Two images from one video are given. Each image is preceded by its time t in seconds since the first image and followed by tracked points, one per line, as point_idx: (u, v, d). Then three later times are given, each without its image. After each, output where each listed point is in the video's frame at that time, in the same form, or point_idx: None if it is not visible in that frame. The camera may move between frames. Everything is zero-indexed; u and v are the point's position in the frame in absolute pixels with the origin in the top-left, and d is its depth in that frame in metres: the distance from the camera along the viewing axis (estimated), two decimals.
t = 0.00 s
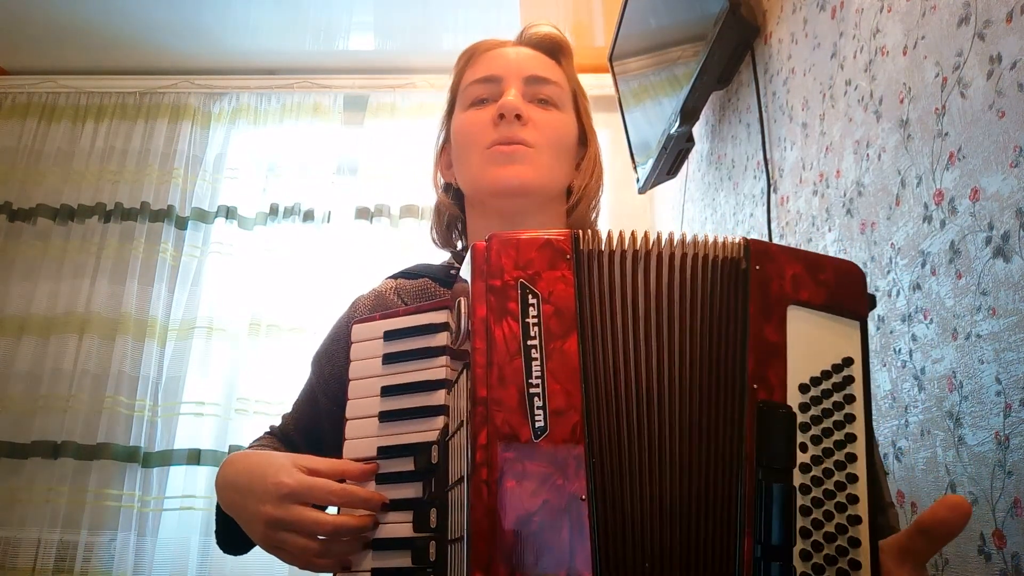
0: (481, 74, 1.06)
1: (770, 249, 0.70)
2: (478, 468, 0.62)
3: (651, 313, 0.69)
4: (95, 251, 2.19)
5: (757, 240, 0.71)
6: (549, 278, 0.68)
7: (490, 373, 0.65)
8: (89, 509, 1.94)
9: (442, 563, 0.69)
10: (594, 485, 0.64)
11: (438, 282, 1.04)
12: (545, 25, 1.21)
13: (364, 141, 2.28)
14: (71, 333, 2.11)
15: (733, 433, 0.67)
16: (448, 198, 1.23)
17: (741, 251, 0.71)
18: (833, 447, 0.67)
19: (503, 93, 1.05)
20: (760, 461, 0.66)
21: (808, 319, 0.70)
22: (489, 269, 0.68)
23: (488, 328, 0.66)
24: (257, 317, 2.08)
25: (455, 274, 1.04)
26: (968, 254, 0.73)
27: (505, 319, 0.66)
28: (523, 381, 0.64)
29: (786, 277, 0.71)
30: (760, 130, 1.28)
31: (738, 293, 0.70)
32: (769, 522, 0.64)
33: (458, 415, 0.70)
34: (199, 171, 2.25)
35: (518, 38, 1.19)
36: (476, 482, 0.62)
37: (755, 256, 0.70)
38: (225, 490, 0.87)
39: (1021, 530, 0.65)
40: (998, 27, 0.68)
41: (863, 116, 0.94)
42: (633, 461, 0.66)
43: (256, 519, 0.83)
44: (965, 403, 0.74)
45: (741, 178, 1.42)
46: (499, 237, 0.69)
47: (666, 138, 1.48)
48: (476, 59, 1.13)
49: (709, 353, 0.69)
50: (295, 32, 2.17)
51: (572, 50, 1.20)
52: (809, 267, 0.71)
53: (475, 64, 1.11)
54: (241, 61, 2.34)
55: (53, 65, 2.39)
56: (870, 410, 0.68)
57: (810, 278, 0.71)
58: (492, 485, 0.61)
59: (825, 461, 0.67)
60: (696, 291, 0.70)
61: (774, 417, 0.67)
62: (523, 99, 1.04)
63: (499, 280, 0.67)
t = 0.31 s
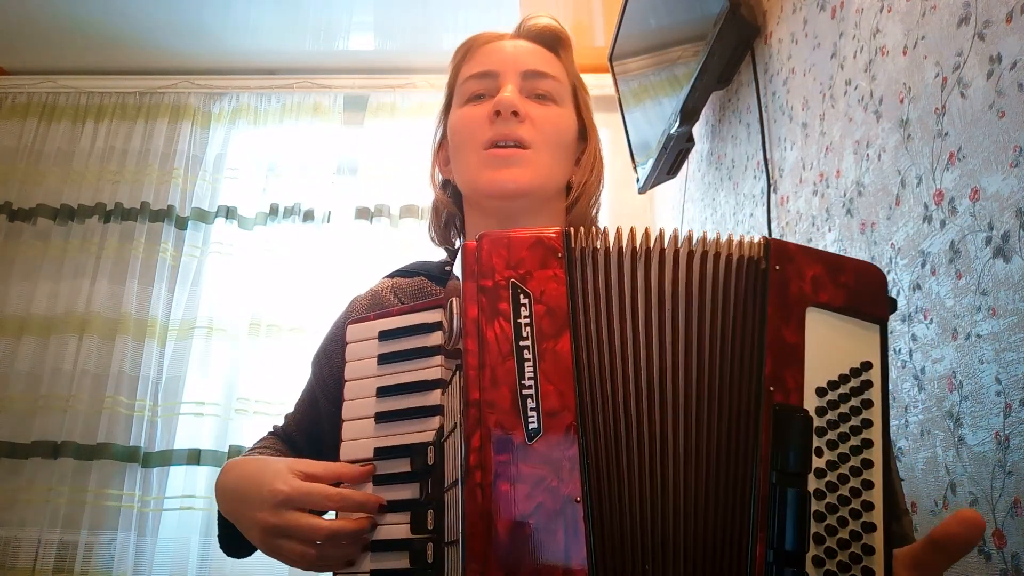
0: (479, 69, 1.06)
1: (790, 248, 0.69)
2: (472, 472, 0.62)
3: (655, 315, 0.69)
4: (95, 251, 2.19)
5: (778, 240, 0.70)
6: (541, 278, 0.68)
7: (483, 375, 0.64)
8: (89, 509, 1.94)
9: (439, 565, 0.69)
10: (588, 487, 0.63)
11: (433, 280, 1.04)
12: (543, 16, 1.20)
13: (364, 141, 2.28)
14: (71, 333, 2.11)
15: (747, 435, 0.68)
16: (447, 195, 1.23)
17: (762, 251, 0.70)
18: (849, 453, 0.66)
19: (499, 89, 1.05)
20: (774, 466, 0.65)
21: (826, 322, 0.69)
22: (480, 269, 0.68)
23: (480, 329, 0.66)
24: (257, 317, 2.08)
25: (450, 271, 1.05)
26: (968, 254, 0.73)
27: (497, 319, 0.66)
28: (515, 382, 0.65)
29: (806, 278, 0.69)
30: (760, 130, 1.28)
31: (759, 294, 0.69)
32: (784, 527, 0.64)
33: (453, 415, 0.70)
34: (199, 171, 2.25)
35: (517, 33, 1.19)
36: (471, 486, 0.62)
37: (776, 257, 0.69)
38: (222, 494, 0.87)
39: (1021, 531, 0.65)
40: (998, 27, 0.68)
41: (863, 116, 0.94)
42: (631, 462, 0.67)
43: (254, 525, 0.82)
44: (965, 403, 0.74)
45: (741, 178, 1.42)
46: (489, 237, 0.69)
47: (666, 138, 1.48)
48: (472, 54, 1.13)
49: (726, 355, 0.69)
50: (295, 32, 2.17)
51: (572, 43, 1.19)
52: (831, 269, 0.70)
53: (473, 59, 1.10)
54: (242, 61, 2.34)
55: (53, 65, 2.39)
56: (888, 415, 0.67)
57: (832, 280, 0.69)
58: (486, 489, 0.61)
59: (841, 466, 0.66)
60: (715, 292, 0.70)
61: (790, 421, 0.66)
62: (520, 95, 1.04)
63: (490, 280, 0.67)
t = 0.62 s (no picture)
0: (477, 70, 1.06)
1: (829, 258, 0.69)
2: (473, 473, 0.62)
3: (666, 317, 0.69)
4: (95, 251, 2.19)
5: (816, 247, 0.70)
6: (543, 275, 0.68)
7: (484, 374, 0.64)
8: (89, 509, 1.94)
9: (436, 564, 0.70)
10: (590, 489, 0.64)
11: (432, 276, 1.03)
12: (542, 14, 1.20)
13: (364, 141, 2.28)
14: (71, 333, 2.10)
15: (776, 445, 0.68)
16: (446, 195, 1.23)
17: (799, 256, 0.70)
18: (876, 468, 0.67)
19: (497, 90, 1.05)
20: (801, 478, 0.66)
21: (861, 335, 0.69)
22: (481, 265, 0.68)
23: (481, 327, 0.66)
24: (257, 317, 2.08)
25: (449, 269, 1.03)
26: (969, 254, 0.73)
27: (498, 318, 0.66)
28: (518, 382, 0.65)
29: (842, 288, 0.69)
30: (760, 130, 1.28)
31: (796, 301, 0.69)
32: (807, 539, 0.64)
33: (451, 413, 0.71)
34: (199, 171, 2.25)
35: (517, 30, 1.18)
36: (471, 488, 0.62)
37: (812, 263, 0.69)
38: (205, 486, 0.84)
39: (1021, 531, 0.65)
40: (998, 27, 0.68)
41: (863, 116, 0.94)
42: (638, 465, 0.67)
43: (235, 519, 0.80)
44: (964, 403, 0.74)
45: (741, 178, 1.42)
46: (490, 233, 0.69)
47: (666, 138, 1.48)
48: (471, 53, 1.13)
49: (753, 363, 0.69)
50: (295, 32, 2.17)
51: (571, 42, 1.19)
52: (869, 282, 0.70)
53: (472, 57, 1.10)
54: (241, 61, 2.34)
55: (53, 65, 2.39)
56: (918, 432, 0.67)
57: (869, 292, 0.69)
58: (487, 490, 0.61)
59: (868, 481, 0.67)
60: (752, 299, 0.69)
61: (818, 433, 0.66)
62: (518, 96, 1.04)
63: (492, 277, 0.67)
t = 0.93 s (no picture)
0: (480, 71, 1.06)
1: (848, 254, 0.68)
2: (472, 470, 0.62)
3: (668, 314, 0.69)
4: (95, 251, 2.19)
5: (836, 244, 0.69)
6: (541, 272, 0.68)
7: (482, 370, 0.64)
8: (89, 509, 1.94)
9: (438, 560, 0.69)
10: (589, 485, 0.64)
11: (433, 275, 1.03)
12: (547, 14, 1.20)
13: (364, 141, 2.28)
14: (71, 333, 2.10)
15: (793, 444, 0.67)
16: (450, 198, 1.23)
17: (818, 254, 0.69)
18: (892, 470, 0.67)
19: (501, 93, 1.05)
20: (815, 478, 0.66)
21: (879, 334, 0.69)
22: (479, 263, 0.67)
23: (479, 324, 0.66)
24: (257, 317, 2.09)
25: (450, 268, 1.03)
26: (968, 254, 0.73)
27: (496, 314, 0.66)
28: (516, 379, 0.64)
29: (862, 286, 0.69)
30: (760, 130, 1.28)
31: (814, 296, 0.69)
32: (820, 539, 0.65)
33: (451, 411, 0.70)
34: (199, 171, 2.26)
35: (520, 29, 1.18)
36: (470, 485, 0.62)
37: (832, 261, 0.68)
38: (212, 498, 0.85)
39: (1021, 531, 0.65)
40: (998, 27, 0.68)
41: (863, 116, 0.94)
42: (639, 462, 0.67)
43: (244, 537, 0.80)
44: (965, 404, 0.74)
45: (740, 178, 1.42)
46: (487, 229, 0.69)
47: (666, 138, 1.48)
48: (474, 54, 1.13)
49: (766, 361, 0.69)
50: (295, 32, 2.17)
51: (575, 41, 1.19)
52: (890, 282, 0.69)
53: (475, 59, 1.10)
54: (241, 61, 2.35)
55: (53, 65, 2.39)
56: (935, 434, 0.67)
57: (888, 292, 0.69)
58: (486, 487, 0.61)
59: (883, 483, 0.66)
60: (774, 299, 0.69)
61: (834, 431, 0.66)
62: (522, 98, 1.04)
63: (489, 274, 0.67)
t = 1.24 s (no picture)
0: (488, 73, 1.06)
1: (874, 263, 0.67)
2: (470, 467, 0.62)
3: (669, 313, 0.69)
4: (95, 251, 2.19)
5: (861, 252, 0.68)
6: (541, 271, 0.68)
7: (482, 370, 0.65)
8: (89, 509, 1.94)
9: (440, 557, 0.68)
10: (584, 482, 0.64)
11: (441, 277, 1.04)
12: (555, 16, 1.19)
13: (364, 141, 2.28)
14: (71, 333, 2.10)
15: (807, 446, 0.67)
16: (461, 197, 1.23)
17: (842, 264, 0.68)
18: (908, 481, 0.65)
19: (510, 95, 1.05)
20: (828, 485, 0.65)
21: (897, 343, 0.67)
22: (479, 262, 0.68)
23: (479, 323, 0.66)
24: (257, 317, 2.09)
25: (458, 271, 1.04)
26: (968, 254, 0.73)
27: (496, 314, 0.66)
28: (515, 377, 0.65)
29: (886, 296, 0.67)
30: (760, 130, 1.28)
31: (838, 307, 0.67)
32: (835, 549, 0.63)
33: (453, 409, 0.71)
34: (199, 171, 2.26)
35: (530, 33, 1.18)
36: (468, 481, 0.62)
37: (857, 270, 0.67)
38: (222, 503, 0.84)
39: (1021, 530, 0.65)
40: (998, 27, 0.68)
41: (863, 116, 0.94)
42: (639, 461, 0.68)
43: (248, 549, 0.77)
44: (966, 405, 0.75)
45: (740, 178, 1.43)
46: (489, 229, 0.69)
47: (666, 138, 1.48)
48: (483, 56, 1.13)
49: (776, 364, 0.69)
50: (295, 32, 2.17)
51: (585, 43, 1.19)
52: (915, 293, 0.67)
53: (483, 62, 1.10)
54: (242, 61, 2.35)
55: (52, 65, 2.39)
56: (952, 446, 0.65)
57: (912, 302, 0.67)
58: (484, 484, 0.61)
59: (899, 494, 0.65)
60: (795, 306, 0.68)
61: (853, 440, 0.64)
62: (531, 100, 1.04)
63: (489, 274, 0.67)
